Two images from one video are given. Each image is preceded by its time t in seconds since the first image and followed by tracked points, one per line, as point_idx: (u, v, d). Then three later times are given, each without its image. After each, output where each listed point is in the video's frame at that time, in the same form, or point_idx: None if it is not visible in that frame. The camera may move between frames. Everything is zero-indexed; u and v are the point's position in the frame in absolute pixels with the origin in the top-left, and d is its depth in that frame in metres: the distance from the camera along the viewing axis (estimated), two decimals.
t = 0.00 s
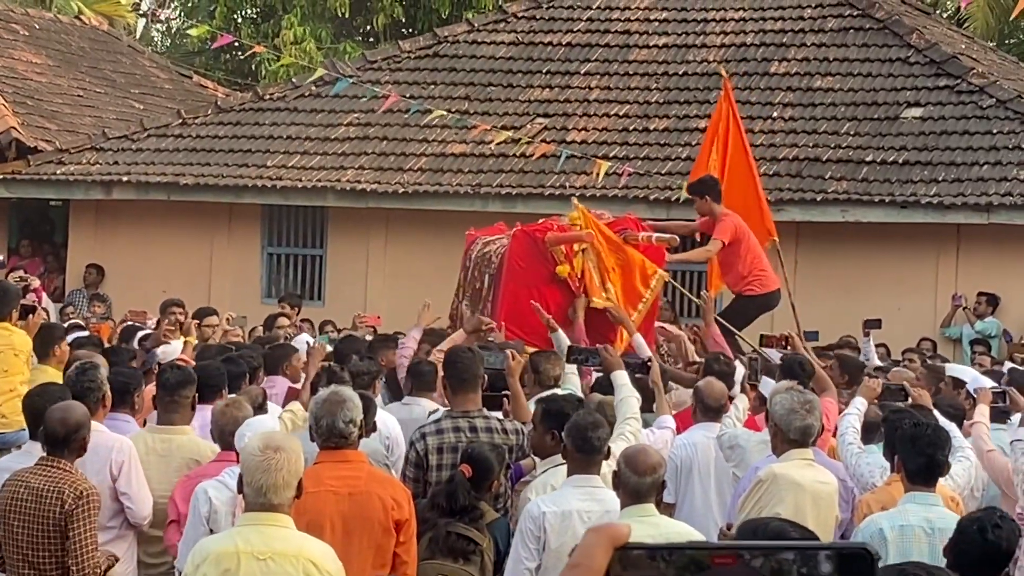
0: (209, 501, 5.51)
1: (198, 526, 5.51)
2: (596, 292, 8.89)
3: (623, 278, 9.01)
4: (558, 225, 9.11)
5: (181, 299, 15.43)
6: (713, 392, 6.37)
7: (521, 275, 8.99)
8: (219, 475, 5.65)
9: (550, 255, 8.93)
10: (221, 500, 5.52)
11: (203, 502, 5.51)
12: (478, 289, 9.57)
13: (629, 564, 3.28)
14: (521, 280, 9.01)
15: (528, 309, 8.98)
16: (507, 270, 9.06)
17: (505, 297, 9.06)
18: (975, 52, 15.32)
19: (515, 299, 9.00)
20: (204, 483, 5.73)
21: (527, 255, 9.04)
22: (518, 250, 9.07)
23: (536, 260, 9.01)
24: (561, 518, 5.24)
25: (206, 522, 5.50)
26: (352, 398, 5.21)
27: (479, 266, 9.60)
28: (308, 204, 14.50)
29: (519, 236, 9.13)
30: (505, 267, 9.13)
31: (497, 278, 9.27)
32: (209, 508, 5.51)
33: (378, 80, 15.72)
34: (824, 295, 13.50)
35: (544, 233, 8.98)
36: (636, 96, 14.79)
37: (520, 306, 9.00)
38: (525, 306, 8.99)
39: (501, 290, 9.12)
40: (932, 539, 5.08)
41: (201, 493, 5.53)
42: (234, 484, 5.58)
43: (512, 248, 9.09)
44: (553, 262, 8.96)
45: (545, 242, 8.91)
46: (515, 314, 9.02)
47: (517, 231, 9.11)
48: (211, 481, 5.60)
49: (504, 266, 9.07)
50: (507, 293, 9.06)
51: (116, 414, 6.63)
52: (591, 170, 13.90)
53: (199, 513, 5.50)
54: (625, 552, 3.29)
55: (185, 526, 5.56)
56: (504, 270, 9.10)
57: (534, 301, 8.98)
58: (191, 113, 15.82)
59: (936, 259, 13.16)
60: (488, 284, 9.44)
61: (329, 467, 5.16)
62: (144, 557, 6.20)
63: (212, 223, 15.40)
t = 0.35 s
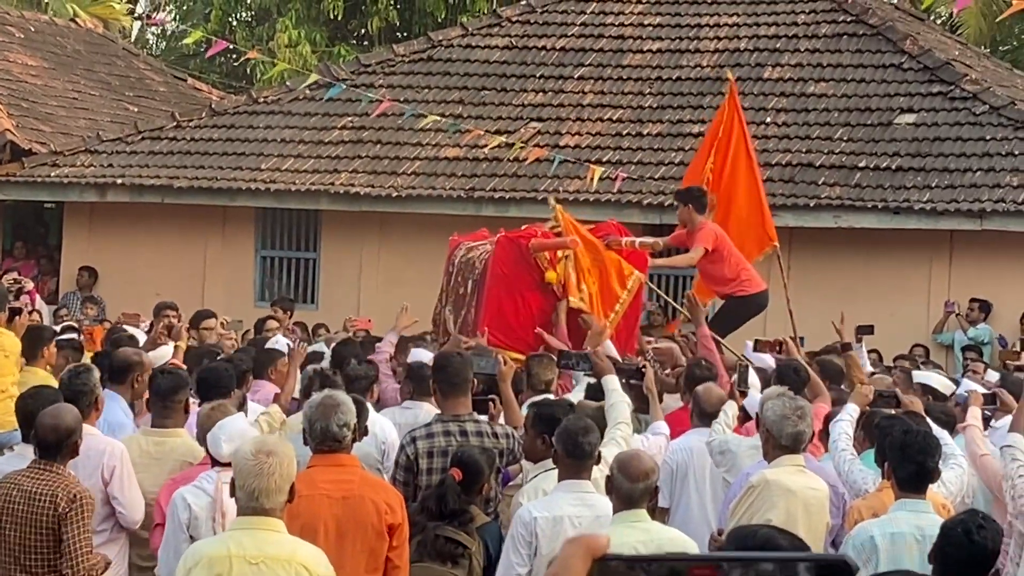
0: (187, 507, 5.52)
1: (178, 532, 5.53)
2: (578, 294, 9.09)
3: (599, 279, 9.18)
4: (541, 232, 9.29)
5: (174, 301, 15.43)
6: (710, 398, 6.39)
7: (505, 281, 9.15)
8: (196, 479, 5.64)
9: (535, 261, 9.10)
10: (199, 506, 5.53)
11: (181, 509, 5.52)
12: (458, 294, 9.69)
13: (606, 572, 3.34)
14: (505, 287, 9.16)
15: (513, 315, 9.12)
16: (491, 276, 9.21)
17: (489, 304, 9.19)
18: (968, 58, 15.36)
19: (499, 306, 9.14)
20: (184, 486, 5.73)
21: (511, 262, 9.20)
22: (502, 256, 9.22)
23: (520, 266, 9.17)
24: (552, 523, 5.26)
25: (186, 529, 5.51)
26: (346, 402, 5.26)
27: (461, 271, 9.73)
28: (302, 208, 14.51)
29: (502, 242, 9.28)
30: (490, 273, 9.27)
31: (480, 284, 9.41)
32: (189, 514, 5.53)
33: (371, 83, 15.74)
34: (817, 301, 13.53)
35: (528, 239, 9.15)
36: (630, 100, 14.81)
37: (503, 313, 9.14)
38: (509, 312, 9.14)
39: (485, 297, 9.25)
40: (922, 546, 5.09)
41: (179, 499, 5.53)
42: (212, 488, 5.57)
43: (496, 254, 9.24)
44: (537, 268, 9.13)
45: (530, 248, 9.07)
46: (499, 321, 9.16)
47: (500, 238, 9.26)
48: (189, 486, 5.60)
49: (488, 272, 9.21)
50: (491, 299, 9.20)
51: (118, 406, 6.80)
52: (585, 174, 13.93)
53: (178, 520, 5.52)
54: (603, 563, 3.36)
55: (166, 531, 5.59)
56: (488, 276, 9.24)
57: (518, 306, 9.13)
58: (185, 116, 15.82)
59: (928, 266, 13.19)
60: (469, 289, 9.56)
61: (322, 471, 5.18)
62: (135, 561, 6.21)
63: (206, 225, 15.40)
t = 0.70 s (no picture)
0: (164, 513, 5.57)
1: (157, 539, 5.58)
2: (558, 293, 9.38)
3: (579, 278, 9.46)
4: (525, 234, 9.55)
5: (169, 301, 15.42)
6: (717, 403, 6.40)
7: (489, 283, 9.41)
8: (169, 483, 5.67)
9: (518, 263, 9.37)
10: (176, 510, 5.58)
11: (158, 516, 5.57)
12: (447, 294, 9.94)
13: None
14: (489, 290, 9.43)
15: (497, 317, 9.39)
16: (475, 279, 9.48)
17: (474, 306, 9.46)
18: (965, 63, 15.36)
19: (483, 307, 9.42)
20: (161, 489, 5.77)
21: (495, 264, 9.47)
22: (486, 259, 9.49)
23: (503, 269, 9.44)
24: (545, 527, 5.24)
25: (165, 535, 5.57)
26: (340, 404, 5.26)
27: (449, 273, 9.97)
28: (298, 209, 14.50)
29: (486, 245, 9.55)
30: (474, 276, 9.54)
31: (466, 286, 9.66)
32: (166, 520, 5.57)
33: (369, 84, 15.73)
34: (812, 306, 13.54)
35: (511, 242, 9.42)
36: (627, 103, 14.81)
37: (487, 314, 9.41)
38: (493, 313, 9.40)
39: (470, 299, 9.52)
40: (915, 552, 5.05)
41: (155, 506, 5.58)
42: (186, 490, 5.61)
43: (480, 257, 9.51)
44: (520, 270, 9.40)
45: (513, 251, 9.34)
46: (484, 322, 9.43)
47: (485, 240, 9.53)
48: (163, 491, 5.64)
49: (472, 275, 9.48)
50: (476, 302, 9.47)
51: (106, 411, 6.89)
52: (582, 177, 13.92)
53: (156, 527, 5.57)
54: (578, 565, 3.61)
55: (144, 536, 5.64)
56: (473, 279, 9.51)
57: (502, 308, 9.40)
58: (181, 116, 15.81)
59: (924, 271, 13.19)
60: (456, 290, 9.82)
61: (315, 472, 5.18)
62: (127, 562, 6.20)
63: (202, 225, 15.39)
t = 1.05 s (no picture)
0: (149, 510, 5.58)
1: (143, 537, 5.59)
2: (548, 288, 9.40)
3: (569, 272, 9.45)
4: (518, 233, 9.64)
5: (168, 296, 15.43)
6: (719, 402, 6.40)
7: (481, 279, 9.48)
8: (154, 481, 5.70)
9: (511, 261, 9.44)
10: (161, 507, 5.59)
11: (143, 513, 5.58)
12: (438, 291, 10.00)
13: None
14: (480, 286, 9.49)
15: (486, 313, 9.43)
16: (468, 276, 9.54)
17: (465, 301, 9.51)
18: (965, 64, 15.37)
19: (473, 303, 9.47)
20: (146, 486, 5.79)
21: (487, 262, 9.54)
22: (479, 256, 9.57)
23: (495, 266, 9.51)
24: (543, 524, 5.25)
25: (150, 532, 5.58)
26: (338, 400, 5.26)
27: (442, 270, 10.04)
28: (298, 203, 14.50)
29: (479, 243, 9.64)
30: (466, 273, 9.61)
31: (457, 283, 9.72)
32: (151, 517, 5.59)
33: (369, 80, 15.74)
34: (810, 305, 13.56)
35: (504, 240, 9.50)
36: (628, 101, 14.81)
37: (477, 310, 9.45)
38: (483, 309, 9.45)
39: (462, 294, 9.58)
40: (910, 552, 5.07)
41: (139, 504, 5.59)
42: (170, 486, 5.62)
43: (473, 255, 9.59)
44: (512, 267, 9.46)
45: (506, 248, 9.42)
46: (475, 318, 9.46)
47: (478, 238, 9.61)
48: (148, 489, 5.66)
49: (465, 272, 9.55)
50: (467, 298, 9.52)
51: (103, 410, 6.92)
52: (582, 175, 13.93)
53: (141, 524, 5.58)
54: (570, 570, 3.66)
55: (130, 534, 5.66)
56: (465, 276, 9.58)
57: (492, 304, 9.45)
58: (182, 110, 15.81)
59: (923, 272, 13.20)
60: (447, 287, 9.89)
61: (314, 467, 5.18)
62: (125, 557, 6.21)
63: (202, 219, 15.40)
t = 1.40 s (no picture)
0: (151, 498, 5.61)
1: (145, 525, 5.61)
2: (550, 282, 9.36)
3: (570, 265, 9.36)
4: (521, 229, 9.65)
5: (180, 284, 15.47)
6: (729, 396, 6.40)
7: (484, 275, 9.51)
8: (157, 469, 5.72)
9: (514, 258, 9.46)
10: (163, 495, 5.61)
11: (146, 502, 5.60)
12: (440, 283, 10.03)
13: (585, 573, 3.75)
14: (482, 281, 9.53)
15: (488, 309, 9.48)
16: (470, 271, 9.57)
17: (468, 297, 9.56)
18: (980, 61, 15.33)
19: (476, 299, 9.51)
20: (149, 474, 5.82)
21: (489, 257, 9.57)
22: (481, 251, 9.59)
23: (497, 262, 9.53)
24: (557, 516, 5.26)
25: (153, 520, 5.60)
26: (353, 390, 5.27)
27: (445, 263, 10.06)
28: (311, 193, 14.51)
29: (482, 238, 9.66)
30: (469, 267, 9.64)
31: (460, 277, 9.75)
32: (153, 506, 5.61)
33: (383, 71, 15.75)
34: (821, 301, 13.53)
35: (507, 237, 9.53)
36: (642, 94, 14.80)
37: (479, 306, 9.49)
38: (484, 305, 9.49)
39: (464, 289, 9.62)
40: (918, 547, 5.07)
41: (142, 493, 5.62)
42: (172, 474, 5.65)
43: (476, 250, 9.61)
44: (515, 264, 9.49)
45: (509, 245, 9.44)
46: (477, 313, 9.51)
47: (481, 234, 9.63)
48: (150, 477, 5.69)
49: (467, 267, 9.59)
50: (469, 293, 9.56)
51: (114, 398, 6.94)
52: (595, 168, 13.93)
53: (143, 513, 5.60)
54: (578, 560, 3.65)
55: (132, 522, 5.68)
56: (467, 271, 9.61)
57: (494, 300, 9.48)
58: (196, 99, 15.83)
59: (935, 269, 13.18)
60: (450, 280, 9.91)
61: (330, 457, 5.19)
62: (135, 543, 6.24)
63: (214, 207, 15.43)
